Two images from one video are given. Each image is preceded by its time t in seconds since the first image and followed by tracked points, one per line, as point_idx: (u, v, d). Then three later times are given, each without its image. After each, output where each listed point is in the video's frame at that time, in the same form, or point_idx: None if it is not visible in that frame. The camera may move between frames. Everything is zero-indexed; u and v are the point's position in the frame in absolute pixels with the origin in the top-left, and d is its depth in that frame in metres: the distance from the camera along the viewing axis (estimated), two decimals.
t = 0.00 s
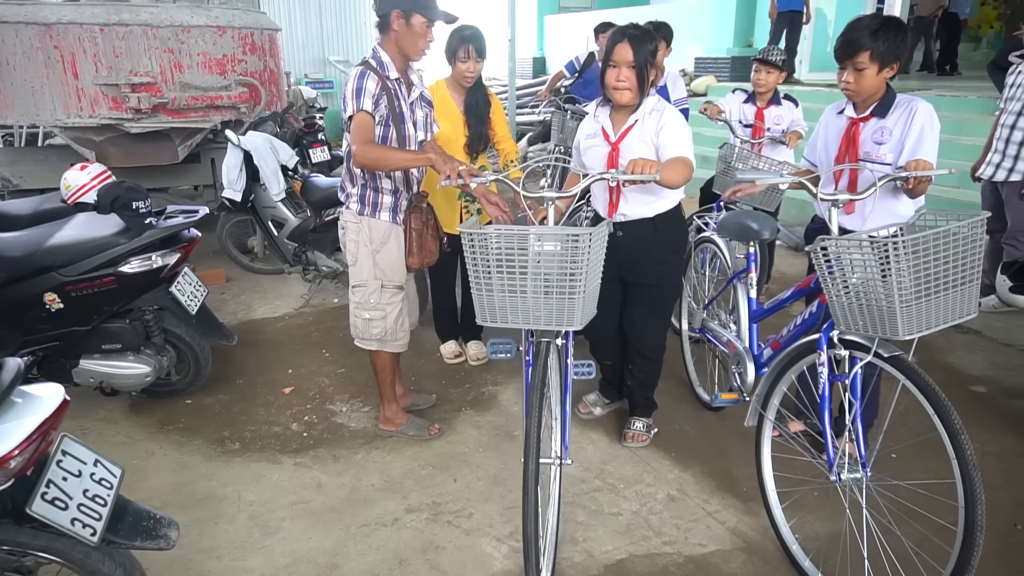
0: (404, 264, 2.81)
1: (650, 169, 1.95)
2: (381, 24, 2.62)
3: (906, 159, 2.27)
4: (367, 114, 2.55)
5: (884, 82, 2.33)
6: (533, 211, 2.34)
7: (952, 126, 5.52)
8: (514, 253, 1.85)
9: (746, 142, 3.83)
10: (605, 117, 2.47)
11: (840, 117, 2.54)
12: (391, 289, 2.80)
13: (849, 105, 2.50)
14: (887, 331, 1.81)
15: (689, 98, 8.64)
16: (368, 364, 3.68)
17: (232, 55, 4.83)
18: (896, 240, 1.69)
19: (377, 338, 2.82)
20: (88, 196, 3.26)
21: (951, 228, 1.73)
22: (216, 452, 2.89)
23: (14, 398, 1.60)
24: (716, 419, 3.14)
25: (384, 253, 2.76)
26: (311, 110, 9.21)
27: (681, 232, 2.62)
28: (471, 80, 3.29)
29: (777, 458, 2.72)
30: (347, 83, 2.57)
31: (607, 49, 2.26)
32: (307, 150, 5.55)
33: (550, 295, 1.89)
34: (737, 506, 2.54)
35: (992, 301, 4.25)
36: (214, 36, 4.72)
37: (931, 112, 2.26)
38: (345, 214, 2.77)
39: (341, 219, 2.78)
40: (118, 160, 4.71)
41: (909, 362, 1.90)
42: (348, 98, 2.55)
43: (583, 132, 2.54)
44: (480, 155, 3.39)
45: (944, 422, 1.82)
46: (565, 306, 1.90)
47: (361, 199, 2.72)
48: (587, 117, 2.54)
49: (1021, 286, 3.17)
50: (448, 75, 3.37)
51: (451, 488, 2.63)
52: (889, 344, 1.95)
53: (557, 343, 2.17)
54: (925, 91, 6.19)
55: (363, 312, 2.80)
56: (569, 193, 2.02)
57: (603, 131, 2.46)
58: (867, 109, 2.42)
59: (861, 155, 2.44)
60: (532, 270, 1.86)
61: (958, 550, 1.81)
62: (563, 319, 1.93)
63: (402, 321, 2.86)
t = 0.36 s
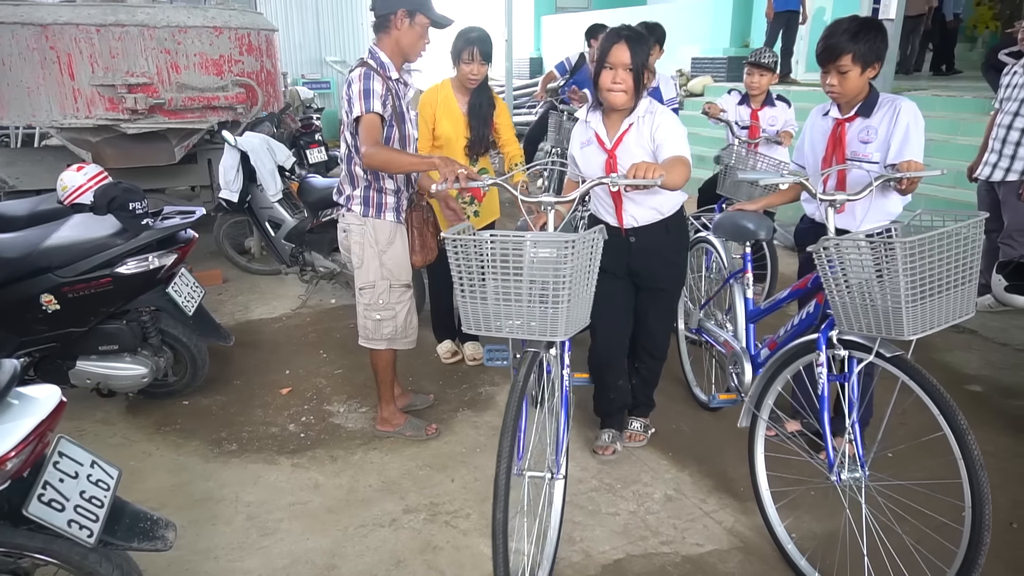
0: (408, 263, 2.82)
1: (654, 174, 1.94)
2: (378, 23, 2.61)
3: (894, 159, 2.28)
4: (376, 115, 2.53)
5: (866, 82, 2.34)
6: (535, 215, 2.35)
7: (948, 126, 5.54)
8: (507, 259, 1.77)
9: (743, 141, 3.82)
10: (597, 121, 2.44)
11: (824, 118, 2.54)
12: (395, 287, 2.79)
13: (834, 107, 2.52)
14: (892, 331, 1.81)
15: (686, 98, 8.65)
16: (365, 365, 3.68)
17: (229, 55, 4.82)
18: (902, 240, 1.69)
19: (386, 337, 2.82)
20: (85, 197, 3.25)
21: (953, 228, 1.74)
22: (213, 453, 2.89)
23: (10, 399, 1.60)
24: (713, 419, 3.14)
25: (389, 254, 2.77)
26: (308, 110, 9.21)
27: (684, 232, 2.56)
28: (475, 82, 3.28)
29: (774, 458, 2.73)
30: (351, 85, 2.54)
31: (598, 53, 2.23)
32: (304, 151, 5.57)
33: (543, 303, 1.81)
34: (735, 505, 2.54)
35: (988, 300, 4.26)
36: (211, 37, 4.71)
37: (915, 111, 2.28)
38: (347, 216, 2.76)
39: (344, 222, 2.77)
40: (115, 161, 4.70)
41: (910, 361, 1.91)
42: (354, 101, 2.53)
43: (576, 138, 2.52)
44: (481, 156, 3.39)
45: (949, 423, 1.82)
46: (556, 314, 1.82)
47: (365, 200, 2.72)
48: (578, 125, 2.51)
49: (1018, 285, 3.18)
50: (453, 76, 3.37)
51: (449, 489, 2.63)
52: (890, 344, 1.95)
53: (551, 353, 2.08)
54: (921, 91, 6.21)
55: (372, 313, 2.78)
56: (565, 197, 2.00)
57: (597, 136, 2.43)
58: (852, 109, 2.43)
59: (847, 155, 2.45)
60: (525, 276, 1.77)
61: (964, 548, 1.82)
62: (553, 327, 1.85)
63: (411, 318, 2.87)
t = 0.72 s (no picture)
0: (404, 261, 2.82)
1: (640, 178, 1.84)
2: (371, 24, 2.61)
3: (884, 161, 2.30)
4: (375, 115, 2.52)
5: (851, 83, 2.35)
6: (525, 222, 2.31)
7: (944, 125, 5.55)
8: (474, 265, 1.61)
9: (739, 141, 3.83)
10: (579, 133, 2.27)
11: (813, 121, 2.52)
12: (391, 287, 2.78)
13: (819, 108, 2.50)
14: (894, 331, 1.81)
15: (682, 98, 8.66)
16: (362, 365, 3.67)
17: (225, 55, 4.81)
18: (906, 239, 1.69)
19: (386, 337, 2.82)
20: (80, 198, 3.25)
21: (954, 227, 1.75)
22: (210, 454, 2.89)
23: (5, 402, 1.59)
24: (710, 419, 3.14)
25: (388, 254, 2.76)
26: (304, 111, 9.20)
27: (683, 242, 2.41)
28: (477, 82, 3.28)
29: (770, 457, 2.73)
30: (347, 86, 2.54)
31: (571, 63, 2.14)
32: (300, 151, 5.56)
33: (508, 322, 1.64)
34: (732, 505, 2.55)
35: (983, 299, 4.27)
36: (207, 37, 4.71)
37: (902, 111, 2.29)
38: (345, 217, 2.76)
39: (342, 222, 2.77)
40: (110, 162, 4.69)
41: (909, 359, 1.92)
42: (351, 103, 2.53)
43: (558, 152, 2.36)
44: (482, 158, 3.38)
45: (953, 422, 1.82)
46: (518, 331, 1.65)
47: (363, 201, 2.72)
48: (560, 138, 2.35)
49: (1013, 285, 3.18)
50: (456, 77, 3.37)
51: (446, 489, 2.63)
52: (890, 342, 1.96)
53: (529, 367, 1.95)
54: (915, 90, 6.23)
55: (371, 314, 2.79)
56: (544, 204, 1.85)
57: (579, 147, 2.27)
58: (839, 112, 2.43)
59: (836, 157, 2.45)
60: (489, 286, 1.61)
61: (968, 544, 1.82)
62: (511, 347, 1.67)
63: (410, 318, 2.87)
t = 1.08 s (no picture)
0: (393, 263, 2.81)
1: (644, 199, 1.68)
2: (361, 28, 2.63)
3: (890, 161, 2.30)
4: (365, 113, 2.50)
5: (854, 82, 2.34)
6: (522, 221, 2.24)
7: (937, 125, 5.60)
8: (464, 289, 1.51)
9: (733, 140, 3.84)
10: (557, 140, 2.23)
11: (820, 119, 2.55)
12: (379, 290, 2.78)
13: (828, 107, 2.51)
14: (885, 330, 1.82)
15: (676, 98, 8.68)
16: (357, 366, 3.67)
17: (219, 56, 4.80)
18: (895, 239, 1.70)
19: (374, 339, 2.81)
20: (74, 199, 3.24)
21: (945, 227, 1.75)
22: (205, 455, 2.88)
23: None
24: (705, 418, 3.15)
25: (376, 255, 2.77)
26: (298, 111, 9.19)
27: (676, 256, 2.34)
28: (473, 84, 3.28)
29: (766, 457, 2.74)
30: (337, 87, 2.54)
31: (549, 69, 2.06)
32: (295, 152, 5.54)
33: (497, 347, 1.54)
34: (727, 504, 2.56)
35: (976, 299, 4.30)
36: (200, 38, 4.70)
37: (910, 115, 2.29)
38: (334, 218, 2.76)
39: (331, 223, 2.77)
40: (103, 163, 4.67)
41: (901, 359, 1.93)
42: (341, 105, 2.54)
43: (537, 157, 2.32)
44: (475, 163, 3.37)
45: (942, 420, 1.83)
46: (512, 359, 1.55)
47: (352, 202, 2.72)
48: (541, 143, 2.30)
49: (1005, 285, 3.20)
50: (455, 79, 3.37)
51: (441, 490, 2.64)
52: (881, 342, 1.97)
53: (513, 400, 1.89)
54: (908, 91, 6.26)
55: (358, 315, 2.77)
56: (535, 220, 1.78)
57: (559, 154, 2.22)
58: (846, 112, 2.44)
59: (841, 157, 2.46)
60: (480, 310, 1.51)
61: (956, 543, 1.83)
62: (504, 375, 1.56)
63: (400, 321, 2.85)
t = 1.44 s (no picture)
0: (380, 265, 2.81)
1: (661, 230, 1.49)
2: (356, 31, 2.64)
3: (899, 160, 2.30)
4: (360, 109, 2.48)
5: (863, 80, 2.36)
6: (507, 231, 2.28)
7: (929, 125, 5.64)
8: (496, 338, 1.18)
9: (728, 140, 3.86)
10: (559, 150, 1.89)
11: (826, 119, 2.56)
12: (369, 293, 2.79)
13: (834, 106, 2.52)
14: (858, 328, 1.86)
15: (670, 98, 8.69)
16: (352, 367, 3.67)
17: (212, 57, 4.79)
18: (858, 237, 1.75)
19: (355, 341, 2.82)
20: (66, 200, 3.22)
21: (922, 226, 1.74)
22: (199, 457, 2.87)
23: None
24: (700, 418, 3.16)
25: (361, 257, 2.75)
26: (292, 111, 9.17)
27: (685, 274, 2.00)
28: (467, 82, 3.29)
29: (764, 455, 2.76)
30: (329, 89, 2.53)
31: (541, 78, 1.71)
32: (289, 153, 5.53)
33: (533, 398, 1.20)
34: (721, 503, 2.56)
35: (968, 298, 4.32)
36: (193, 38, 4.69)
37: (918, 116, 2.30)
38: (321, 219, 2.76)
39: (318, 224, 2.77)
40: (96, 164, 4.65)
41: (883, 360, 1.93)
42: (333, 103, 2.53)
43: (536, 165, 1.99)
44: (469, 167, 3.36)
45: (909, 416, 1.85)
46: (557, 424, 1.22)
47: (338, 204, 2.72)
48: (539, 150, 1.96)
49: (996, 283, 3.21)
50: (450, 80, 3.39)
51: (436, 490, 2.64)
52: (864, 342, 1.99)
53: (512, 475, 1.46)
54: (900, 91, 6.29)
55: (340, 316, 2.79)
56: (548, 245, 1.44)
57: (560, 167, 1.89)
58: (852, 113, 2.45)
59: (847, 158, 2.47)
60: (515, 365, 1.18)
61: (921, 541, 1.85)
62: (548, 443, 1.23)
63: (381, 324, 2.85)
